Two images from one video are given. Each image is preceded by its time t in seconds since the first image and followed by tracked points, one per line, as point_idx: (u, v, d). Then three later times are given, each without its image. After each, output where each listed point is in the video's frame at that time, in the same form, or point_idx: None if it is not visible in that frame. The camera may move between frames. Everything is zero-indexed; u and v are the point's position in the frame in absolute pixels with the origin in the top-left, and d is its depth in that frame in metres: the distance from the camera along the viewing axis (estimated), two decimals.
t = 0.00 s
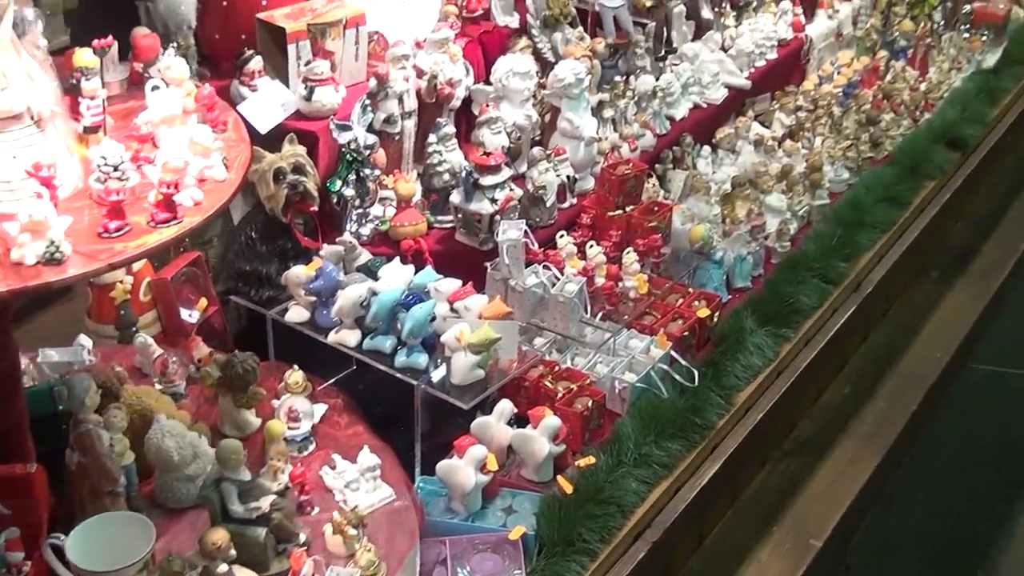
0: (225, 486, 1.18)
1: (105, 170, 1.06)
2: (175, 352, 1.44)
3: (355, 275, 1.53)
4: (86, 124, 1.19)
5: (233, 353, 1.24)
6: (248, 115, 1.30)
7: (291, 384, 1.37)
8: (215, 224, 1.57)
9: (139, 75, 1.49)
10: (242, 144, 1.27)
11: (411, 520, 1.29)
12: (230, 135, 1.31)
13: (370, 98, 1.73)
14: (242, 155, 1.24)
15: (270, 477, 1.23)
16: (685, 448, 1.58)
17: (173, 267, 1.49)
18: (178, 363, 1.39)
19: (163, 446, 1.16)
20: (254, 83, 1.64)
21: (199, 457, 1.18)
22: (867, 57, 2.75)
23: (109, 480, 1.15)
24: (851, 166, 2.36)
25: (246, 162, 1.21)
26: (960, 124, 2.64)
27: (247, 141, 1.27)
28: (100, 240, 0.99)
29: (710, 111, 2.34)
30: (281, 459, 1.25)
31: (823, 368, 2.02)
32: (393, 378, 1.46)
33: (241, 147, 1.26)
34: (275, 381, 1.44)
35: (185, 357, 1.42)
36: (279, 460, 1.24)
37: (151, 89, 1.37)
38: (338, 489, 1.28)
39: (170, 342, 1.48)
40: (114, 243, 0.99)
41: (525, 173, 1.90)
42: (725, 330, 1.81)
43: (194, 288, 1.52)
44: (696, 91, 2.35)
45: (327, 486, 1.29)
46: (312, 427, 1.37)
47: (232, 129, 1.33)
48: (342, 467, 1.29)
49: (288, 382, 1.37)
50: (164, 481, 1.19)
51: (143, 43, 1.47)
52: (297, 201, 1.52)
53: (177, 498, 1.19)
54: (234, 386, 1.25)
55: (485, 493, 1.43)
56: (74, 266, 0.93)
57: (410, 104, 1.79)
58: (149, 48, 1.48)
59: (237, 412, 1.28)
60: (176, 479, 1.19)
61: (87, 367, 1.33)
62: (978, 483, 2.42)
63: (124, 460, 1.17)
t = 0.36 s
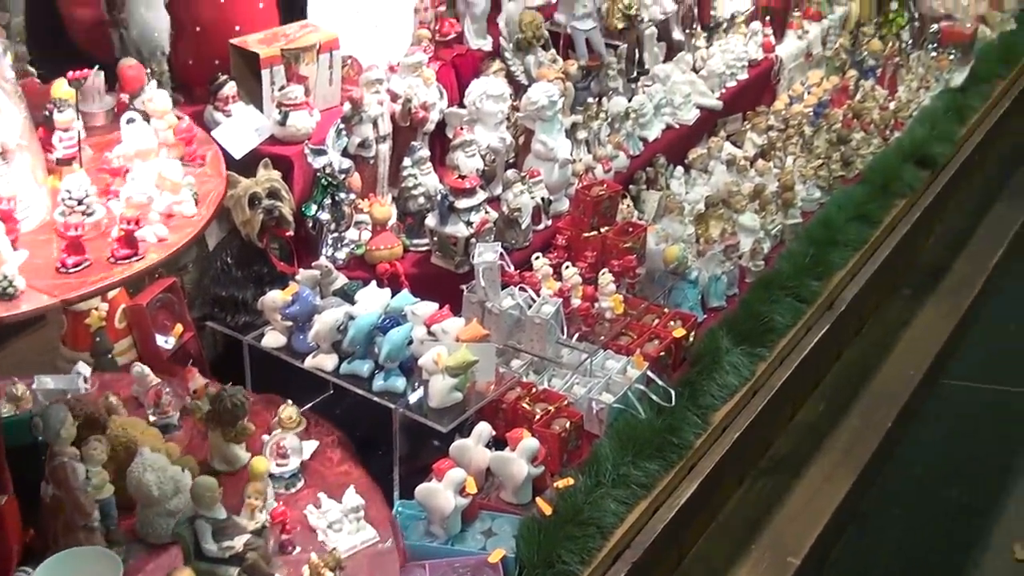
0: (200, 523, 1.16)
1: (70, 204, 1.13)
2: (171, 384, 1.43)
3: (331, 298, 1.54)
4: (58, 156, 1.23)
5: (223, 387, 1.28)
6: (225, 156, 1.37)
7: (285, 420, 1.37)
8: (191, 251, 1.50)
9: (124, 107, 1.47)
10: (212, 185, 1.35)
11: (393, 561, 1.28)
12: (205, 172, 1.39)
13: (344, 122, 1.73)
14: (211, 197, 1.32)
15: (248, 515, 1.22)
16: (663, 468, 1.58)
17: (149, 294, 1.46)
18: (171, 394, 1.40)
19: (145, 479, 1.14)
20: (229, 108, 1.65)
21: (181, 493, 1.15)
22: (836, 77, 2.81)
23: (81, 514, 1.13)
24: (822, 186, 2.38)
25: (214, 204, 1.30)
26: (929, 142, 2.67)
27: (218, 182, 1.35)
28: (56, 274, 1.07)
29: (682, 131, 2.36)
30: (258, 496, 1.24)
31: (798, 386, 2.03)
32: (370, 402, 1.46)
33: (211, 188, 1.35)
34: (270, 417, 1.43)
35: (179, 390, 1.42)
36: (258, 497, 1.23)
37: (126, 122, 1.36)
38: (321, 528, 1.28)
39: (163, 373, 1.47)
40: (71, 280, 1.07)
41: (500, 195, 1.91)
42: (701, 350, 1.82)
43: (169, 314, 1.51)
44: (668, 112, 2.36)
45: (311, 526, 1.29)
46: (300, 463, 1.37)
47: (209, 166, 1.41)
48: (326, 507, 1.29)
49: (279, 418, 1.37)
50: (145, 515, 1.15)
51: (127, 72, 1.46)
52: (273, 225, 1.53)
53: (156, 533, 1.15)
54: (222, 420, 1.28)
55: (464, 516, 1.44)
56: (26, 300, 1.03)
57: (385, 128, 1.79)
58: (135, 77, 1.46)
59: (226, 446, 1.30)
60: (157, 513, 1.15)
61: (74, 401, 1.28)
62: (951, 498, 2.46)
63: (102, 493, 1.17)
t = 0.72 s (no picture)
0: (174, 564, 1.15)
1: (32, 240, 1.10)
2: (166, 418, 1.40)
3: (307, 324, 1.54)
4: (30, 191, 1.19)
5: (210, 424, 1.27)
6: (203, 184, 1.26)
7: (277, 459, 1.38)
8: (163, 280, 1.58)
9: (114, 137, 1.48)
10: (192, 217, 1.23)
11: None
12: (184, 204, 1.28)
13: (317, 147, 1.73)
14: (185, 230, 1.20)
15: (223, 556, 1.20)
16: (640, 489, 1.59)
17: (121, 322, 1.46)
18: (164, 426, 1.36)
19: (123, 517, 1.12)
20: (201, 135, 1.65)
21: (158, 530, 1.14)
22: (804, 97, 2.84)
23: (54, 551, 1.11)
24: (793, 206, 2.45)
25: (189, 238, 1.18)
26: (897, 162, 2.69)
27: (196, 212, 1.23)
28: (15, 312, 0.97)
29: (652, 153, 2.38)
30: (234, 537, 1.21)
31: (773, 403, 2.04)
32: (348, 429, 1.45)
33: (191, 220, 1.23)
34: (260, 455, 1.42)
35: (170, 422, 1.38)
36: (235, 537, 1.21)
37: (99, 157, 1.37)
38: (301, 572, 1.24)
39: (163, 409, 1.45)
40: (25, 315, 0.97)
41: (473, 219, 1.91)
42: (676, 370, 1.83)
43: (143, 342, 1.49)
44: (639, 133, 2.38)
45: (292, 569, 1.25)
46: (287, 502, 1.33)
47: (190, 195, 1.29)
48: (308, 549, 1.25)
49: (273, 456, 1.38)
50: (124, 551, 1.14)
51: (107, 105, 1.48)
52: (247, 251, 1.53)
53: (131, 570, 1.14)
54: (211, 456, 1.26)
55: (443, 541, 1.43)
56: None
57: (358, 152, 1.78)
58: (116, 110, 1.49)
59: (214, 482, 1.29)
60: (136, 550, 1.14)
61: (61, 432, 1.27)
62: (923, 514, 2.51)
63: (82, 528, 1.16)
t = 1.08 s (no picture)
0: None
1: None
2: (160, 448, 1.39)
3: (283, 346, 1.55)
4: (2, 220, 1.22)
5: (196, 457, 1.25)
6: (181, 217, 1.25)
7: (270, 494, 1.38)
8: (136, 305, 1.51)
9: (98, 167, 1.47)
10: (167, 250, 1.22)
11: None
12: (161, 237, 1.27)
13: (291, 169, 1.73)
14: (158, 263, 1.19)
15: None
16: (619, 508, 1.59)
17: (96, 345, 1.45)
18: (156, 457, 1.35)
19: (101, 549, 1.13)
20: (174, 157, 1.65)
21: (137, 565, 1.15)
22: (773, 114, 2.87)
23: None
24: (764, 223, 2.44)
25: (160, 271, 1.17)
26: (866, 179, 2.74)
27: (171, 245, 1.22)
28: None
29: (625, 171, 2.40)
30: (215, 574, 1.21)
31: (749, 419, 2.05)
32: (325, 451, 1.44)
33: (165, 253, 1.22)
34: (252, 487, 1.43)
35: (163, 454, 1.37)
36: None
37: (74, 187, 1.37)
38: None
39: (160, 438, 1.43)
40: None
41: (448, 239, 1.92)
42: (652, 389, 1.84)
43: (118, 366, 1.49)
44: (611, 152, 2.40)
45: None
46: (273, 539, 1.32)
47: (167, 227, 1.28)
48: None
49: (265, 490, 1.38)
50: None
51: (90, 135, 1.49)
52: (222, 274, 1.52)
53: None
54: (197, 490, 1.25)
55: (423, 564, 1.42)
56: None
57: (332, 174, 1.79)
58: (100, 140, 1.50)
59: (201, 516, 1.27)
60: None
61: (49, 460, 1.26)
62: (897, 528, 2.54)
63: (60, 560, 1.17)
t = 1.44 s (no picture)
0: None
1: None
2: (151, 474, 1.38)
3: (258, 362, 1.53)
4: None
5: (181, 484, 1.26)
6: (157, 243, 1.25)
7: (259, 524, 1.40)
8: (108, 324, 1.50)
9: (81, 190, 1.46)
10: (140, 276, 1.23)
11: None
12: (135, 263, 1.27)
13: (265, 185, 1.72)
14: (126, 290, 1.20)
15: None
16: (596, 522, 1.60)
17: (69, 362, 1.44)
18: (146, 481, 1.35)
19: None
20: (147, 173, 1.65)
21: None
22: (743, 128, 2.88)
23: None
24: (736, 236, 2.45)
25: (125, 299, 1.17)
26: (836, 192, 2.76)
27: (145, 271, 1.22)
28: None
29: (597, 185, 2.41)
30: None
31: (723, 432, 2.06)
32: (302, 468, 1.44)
33: (137, 279, 1.23)
34: (243, 517, 1.42)
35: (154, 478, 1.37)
36: None
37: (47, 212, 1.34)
38: None
39: (154, 463, 1.44)
40: None
41: (423, 254, 1.92)
42: (627, 403, 1.84)
43: (90, 384, 1.47)
44: (583, 167, 2.41)
45: None
46: (257, 569, 1.33)
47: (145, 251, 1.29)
48: None
49: (255, 519, 1.39)
50: None
51: (72, 158, 1.49)
52: (196, 290, 1.51)
53: None
54: (182, 518, 1.25)
55: None
56: None
57: (307, 190, 1.77)
58: (84, 161, 1.50)
59: (187, 544, 1.29)
60: None
61: (35, 480, 1.28)
62: (869, 538, 2.57)
63: None
